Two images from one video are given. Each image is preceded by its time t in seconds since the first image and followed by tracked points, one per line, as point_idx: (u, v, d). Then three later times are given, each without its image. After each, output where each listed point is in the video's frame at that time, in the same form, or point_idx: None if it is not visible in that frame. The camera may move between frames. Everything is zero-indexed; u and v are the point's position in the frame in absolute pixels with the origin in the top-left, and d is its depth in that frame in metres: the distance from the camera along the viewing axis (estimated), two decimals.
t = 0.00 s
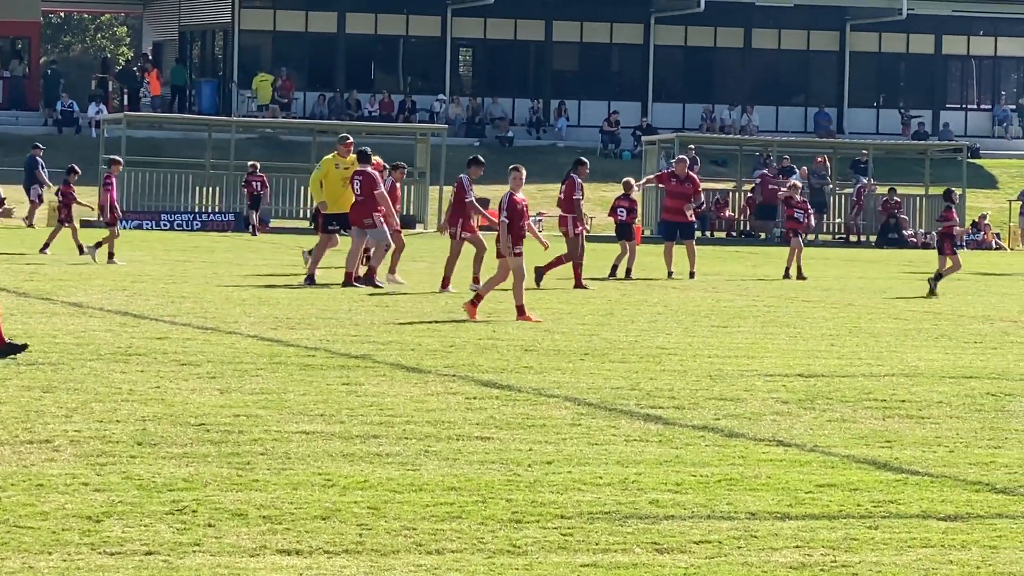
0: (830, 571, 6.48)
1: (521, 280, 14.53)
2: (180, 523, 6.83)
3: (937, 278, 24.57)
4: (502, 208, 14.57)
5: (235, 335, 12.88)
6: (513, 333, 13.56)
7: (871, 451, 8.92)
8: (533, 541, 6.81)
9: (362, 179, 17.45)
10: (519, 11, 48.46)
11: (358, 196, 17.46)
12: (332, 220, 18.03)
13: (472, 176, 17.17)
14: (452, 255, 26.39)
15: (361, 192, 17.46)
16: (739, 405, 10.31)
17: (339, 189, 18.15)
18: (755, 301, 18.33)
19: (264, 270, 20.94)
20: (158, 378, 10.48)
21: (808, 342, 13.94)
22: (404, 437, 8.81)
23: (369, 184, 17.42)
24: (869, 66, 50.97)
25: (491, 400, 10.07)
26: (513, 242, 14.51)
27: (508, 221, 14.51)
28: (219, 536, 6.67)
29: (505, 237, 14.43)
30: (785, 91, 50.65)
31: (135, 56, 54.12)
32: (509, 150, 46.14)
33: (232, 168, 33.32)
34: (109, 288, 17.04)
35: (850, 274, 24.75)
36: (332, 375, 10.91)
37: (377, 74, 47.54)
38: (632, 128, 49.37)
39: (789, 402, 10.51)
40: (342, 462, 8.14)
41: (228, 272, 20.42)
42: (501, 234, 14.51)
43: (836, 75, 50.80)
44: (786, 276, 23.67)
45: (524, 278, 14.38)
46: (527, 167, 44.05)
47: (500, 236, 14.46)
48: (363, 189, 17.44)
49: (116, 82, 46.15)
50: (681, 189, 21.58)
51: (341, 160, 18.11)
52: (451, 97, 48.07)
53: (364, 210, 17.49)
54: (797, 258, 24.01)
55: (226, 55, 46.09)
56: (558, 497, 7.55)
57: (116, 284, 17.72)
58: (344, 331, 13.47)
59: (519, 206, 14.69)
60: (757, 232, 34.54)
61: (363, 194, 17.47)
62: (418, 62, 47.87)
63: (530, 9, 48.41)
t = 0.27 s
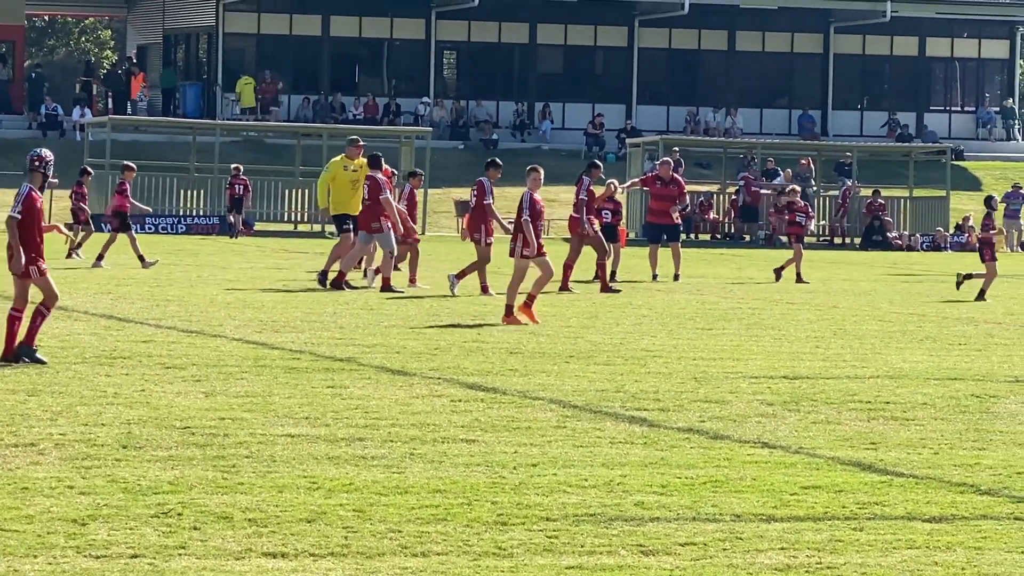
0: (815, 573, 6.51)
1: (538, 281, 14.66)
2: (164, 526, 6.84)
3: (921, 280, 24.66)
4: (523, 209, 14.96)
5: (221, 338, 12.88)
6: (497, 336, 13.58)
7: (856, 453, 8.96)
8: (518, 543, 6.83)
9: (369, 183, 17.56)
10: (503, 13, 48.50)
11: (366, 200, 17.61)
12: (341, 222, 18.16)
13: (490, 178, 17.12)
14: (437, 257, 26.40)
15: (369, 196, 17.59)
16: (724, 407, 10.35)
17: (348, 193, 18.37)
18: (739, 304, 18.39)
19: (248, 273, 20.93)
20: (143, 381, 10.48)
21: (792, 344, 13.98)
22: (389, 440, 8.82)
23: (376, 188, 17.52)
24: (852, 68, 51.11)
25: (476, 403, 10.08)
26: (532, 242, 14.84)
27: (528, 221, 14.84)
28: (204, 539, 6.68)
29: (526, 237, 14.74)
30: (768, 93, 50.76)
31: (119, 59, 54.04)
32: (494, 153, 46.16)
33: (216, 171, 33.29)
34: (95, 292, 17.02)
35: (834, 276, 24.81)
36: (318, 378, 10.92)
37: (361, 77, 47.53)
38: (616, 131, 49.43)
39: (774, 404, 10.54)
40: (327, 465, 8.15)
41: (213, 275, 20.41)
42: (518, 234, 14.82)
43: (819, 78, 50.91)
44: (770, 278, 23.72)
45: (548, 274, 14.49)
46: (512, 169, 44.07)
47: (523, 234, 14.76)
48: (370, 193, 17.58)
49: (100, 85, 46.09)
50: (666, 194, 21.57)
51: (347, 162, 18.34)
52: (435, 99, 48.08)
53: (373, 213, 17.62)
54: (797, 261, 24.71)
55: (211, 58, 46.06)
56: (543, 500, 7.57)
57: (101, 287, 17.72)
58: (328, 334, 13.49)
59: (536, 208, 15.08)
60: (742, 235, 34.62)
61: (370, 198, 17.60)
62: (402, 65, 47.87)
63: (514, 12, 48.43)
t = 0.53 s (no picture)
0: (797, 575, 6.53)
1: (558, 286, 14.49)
2: (146, 529, 6.83)
3: (902, 280, 24.75)
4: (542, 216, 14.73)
5: (202, 340, 12.86)
6: (479, 338, 13.59)
7: (838, 454, 8.99)
8: (500, 545, 6.84)
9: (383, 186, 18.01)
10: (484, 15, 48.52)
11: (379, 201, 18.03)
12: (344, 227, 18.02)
13: (503, 182, 17.36)
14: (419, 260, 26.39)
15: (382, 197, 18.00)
16: (706, 408, 10.37)
17: (354, 196, 18.24)
18: (721, 305, 18.43)
19: (230, 276, 20.90)
20: (123, 384, 10.47)
21: (774, 346, 14.01)
22: (371, 442, 8.83)
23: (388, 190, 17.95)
24: (833, 69, 51.23)
25: (458, 405, 10.08)
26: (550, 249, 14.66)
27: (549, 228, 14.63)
28: (186, 541, 6.68)
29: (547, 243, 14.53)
30: (750, 95, 50.86)
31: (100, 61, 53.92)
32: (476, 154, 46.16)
33: (197, 173, 33.23)
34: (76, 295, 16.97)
35: (816, 277, 24.87)
36: (300, 380, 10.92)
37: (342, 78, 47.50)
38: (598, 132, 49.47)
39: (755, 405, 10.57)
40: (309, 467, 8.15)
41: (194, 277, 20.38)
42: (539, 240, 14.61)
43: (800, 79, 51.03)
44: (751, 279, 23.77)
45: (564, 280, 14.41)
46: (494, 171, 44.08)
47: (545, 241, 14.55)
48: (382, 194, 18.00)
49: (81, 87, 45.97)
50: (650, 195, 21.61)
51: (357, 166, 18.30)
52: (417, 101, 48.07)
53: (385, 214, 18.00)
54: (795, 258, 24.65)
55: (192, 60, 45.99)
56: (524, 502, 7.57)
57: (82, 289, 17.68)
58: (311, 336, 13.47)
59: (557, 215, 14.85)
60: (723, 236, 34.68)
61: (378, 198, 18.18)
62: (384, 66, 47.85)
63: (496, 13, 48.43)
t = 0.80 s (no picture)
0: None
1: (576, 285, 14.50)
2: (123, 531, 6.82)
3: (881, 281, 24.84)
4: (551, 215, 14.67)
5: (180, 342, 12.86)
6: (456, 339, 13.60)
7: (816, 455, 9.02)
8: (477, 546, 6.85)
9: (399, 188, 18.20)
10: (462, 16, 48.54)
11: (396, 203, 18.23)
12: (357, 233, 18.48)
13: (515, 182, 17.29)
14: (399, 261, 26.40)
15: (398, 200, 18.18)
16: (684, 409, 10.41)
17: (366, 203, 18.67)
18: (699, 306, 18.47)
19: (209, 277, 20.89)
20: (100, 385, 10.46)
21: (752, 346, 14.06)
22: (348, 443, 8.83)
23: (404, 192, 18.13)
24: (811, 70, 51.39)
25: (436, 406, 10.10)
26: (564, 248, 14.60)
27: (558, 228, 14.60)
28: (163, 544, 6.67)
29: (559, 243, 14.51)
30: (727, 96, 50.98)
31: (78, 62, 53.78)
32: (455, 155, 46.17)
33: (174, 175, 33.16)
34: (54, 296, 16.95)
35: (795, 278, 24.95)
36: (277, 381, 10.92)
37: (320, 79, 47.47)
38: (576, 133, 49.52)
39: (734, 406, 10.61)
40: (286, 468, 8.16)
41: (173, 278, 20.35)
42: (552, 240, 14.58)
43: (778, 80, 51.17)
44: (730, 280, 23.83)
45: (581, 280, 14.36)
46: (472, 172, 44.09)
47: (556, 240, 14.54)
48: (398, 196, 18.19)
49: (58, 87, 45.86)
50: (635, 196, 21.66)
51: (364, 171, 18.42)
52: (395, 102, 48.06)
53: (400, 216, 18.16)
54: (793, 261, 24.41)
55: (170, 61, 45.91)
56: (502, 503, 7.58)
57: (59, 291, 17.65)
58: (289, 337, 13.48)
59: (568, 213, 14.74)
60: (701, 237, 34.76)
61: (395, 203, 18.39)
62: (363, 67, 47.84)
63: (474, 14, 48.46)
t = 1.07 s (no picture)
0: None
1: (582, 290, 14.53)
2: (96, 532, 6.82)
3: (854, 281, 24.95)
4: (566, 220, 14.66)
5: (153, 342, 12.84)
6: (430, 339, 13.62)
7: (788, 455, 9.07)
8: (451, 546, 6.87)
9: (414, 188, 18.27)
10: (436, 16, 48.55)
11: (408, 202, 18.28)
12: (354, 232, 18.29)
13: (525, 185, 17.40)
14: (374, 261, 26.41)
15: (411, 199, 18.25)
16: (657, 409, 10.45)
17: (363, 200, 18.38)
18: (674, 306, 18.52)
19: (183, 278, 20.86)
20: (72, 386, 10.44)
21: (726, 346, 14.11)
22: (321, 443, 8.85)
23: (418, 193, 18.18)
24: (784, 70, 51.54)
25: (409, 406, 10.12)
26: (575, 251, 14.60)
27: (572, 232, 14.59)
28: (136, 544, 6.67)
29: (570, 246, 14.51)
30: (701, 96, 51.10)
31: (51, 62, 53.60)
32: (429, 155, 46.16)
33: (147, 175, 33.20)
34: (27, 298, 16.90)
35: (769, 277, 25.03)
36: (251, 382, 10.91)
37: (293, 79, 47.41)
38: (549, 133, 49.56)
39: (707, 406, 10.65)
40: (259, 469, 8.16)
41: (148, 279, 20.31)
42: (563, 243, 14.58)
43: (751, 81, 51.31)
44: (704, 280, 23.90)
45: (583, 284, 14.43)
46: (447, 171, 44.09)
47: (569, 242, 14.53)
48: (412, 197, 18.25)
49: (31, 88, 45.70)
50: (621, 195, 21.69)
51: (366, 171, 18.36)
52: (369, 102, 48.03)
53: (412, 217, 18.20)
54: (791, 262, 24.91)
55: (143, 61, 45.82)
56: (476, 503, 7.60)
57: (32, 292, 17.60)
58: (262, 337, 13.48)
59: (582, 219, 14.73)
60: (675, 237, 34.84)
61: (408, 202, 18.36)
62: (336, 68, 47.79)
63: (448, 14, 48.47)
